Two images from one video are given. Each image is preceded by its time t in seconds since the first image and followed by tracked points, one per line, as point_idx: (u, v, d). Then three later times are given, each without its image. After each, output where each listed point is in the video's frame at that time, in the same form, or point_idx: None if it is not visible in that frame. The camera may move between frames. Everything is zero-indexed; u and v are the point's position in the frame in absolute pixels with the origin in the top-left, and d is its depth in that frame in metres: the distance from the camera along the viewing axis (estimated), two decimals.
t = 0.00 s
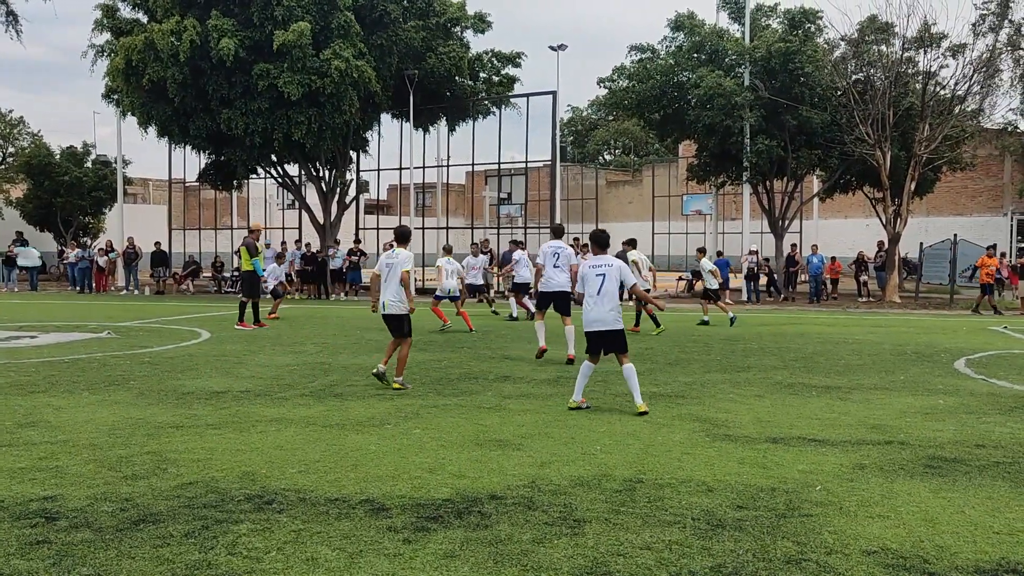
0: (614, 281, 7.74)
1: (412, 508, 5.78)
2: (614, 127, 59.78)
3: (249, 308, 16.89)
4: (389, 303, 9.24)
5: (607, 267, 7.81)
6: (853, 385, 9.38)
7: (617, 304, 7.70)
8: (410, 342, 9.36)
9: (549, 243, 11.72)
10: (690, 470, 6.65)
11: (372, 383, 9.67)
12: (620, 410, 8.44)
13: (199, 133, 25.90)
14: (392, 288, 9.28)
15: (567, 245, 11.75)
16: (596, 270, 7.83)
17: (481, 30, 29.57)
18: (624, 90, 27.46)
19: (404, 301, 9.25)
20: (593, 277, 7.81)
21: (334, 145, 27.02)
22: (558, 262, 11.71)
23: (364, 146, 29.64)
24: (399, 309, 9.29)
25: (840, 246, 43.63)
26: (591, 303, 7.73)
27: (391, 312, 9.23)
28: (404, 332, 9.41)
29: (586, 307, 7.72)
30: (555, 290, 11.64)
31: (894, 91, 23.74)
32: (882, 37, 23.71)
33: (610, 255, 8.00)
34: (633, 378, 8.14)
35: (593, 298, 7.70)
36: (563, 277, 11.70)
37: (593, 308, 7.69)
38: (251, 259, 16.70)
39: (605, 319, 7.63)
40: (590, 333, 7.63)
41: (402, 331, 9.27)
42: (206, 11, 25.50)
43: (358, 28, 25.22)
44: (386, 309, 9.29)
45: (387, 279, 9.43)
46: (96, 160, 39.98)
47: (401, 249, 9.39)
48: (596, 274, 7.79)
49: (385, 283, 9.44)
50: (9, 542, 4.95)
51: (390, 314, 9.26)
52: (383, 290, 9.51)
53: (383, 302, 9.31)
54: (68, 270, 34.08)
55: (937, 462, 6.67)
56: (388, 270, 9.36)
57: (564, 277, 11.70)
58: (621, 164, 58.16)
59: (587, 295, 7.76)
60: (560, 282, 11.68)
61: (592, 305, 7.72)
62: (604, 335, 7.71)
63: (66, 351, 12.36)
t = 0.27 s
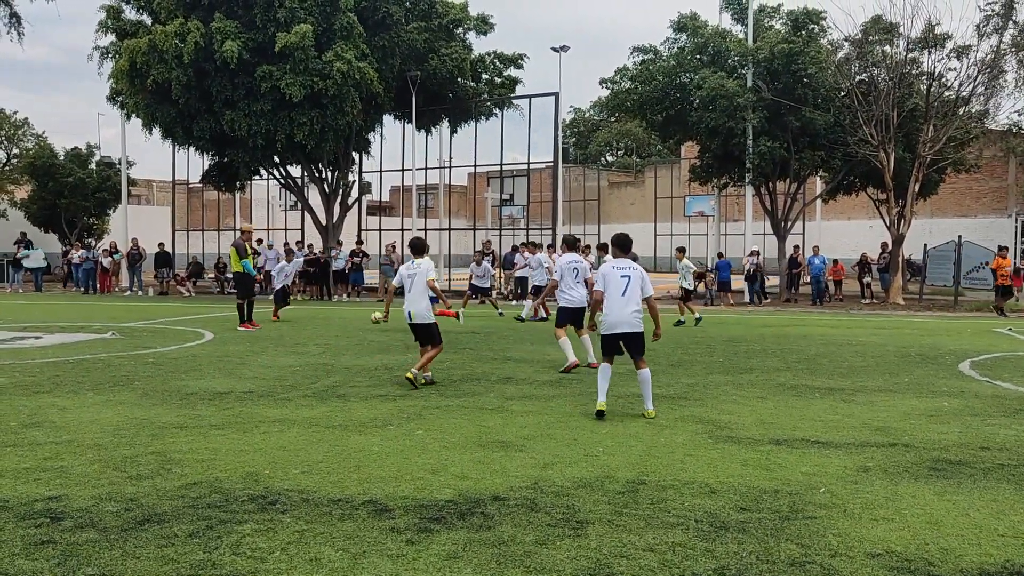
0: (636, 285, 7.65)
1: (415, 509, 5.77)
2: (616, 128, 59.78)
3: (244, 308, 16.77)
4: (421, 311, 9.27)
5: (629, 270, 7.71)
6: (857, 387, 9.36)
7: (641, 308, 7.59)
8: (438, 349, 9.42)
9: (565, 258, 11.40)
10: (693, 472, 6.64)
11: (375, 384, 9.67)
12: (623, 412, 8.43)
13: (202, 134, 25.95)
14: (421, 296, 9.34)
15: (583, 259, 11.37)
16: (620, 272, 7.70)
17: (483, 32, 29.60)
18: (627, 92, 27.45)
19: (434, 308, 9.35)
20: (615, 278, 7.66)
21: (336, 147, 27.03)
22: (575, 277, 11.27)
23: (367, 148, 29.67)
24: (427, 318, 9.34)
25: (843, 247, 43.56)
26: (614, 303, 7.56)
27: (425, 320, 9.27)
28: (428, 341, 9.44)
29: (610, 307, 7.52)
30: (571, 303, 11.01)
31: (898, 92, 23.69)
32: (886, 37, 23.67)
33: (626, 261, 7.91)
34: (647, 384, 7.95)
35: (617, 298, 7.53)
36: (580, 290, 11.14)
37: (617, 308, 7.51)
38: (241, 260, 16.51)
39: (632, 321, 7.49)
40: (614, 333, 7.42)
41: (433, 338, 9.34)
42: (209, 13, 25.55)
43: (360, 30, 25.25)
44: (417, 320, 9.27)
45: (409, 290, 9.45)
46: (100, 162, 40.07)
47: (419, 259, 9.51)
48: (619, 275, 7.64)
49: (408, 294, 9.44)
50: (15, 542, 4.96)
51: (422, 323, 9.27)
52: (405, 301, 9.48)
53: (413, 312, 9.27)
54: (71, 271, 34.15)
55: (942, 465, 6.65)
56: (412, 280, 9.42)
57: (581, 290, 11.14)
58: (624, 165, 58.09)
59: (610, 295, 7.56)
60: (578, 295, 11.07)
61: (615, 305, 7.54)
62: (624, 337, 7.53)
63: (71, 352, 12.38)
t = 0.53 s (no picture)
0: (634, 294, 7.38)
1: (413, 510, 5.76)
2: (612, 130, 59.86)
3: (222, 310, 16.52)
4: (429, 309, 9.31)
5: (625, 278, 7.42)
6: (853, 389, 9.36)
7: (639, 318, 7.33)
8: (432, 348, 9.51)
9: (565, 250, 11.27)
10: (690, 474, 6.62)
11: (372, 385, 9.65)
12: (620, 413, 8.42)
13: (199, 135, 25.96)
14: (427, 294, 9.36)
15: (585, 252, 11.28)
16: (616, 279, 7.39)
17: (480, 33, 29.62)
18: (624, 94, 27.46)
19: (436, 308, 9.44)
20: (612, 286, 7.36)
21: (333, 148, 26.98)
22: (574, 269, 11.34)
23: (364, 149, 29.67)
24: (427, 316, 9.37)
25: (840, 250, 43.63)
26: (614, 313, 7.26)
27: (430, 317, 9.32)
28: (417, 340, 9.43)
29: (610, 317, 7.22)
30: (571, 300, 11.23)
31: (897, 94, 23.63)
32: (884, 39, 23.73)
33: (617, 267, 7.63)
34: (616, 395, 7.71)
35: (619, 309, 7.24)
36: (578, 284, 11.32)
37: (617, 319, 7.21)
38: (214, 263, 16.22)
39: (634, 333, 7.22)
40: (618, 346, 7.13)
41: (432, 337, 9.42)
42: (207, 15, 25.54)
43: (357, 31, 25.25)
44: (423, 315, 9.26)
45: (412, 285, 9.33)
46: (98, 163, 40.04)
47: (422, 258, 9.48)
48: (616, 284, 7.35)
49: (411, 289, 9.31)
50: (12, 543, 4.94)
51: (427, 320, 9.31)
52: (405, 296, 9.31)
53: (421, 308, 9.25)
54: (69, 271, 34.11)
55: (939, 467, 6.65)
56: (419, 275, 9.33)
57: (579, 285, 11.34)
58: (620, 167, 58.13)
59: (609, 306, 7.26)
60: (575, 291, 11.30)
61: (615, 316, 7.24)
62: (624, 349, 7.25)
63: (68, 353, 12.35)
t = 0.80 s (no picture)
0: (613, 287, 7.22)
1: (396, 512, 5.73)
2: (596, 132, 60.02)
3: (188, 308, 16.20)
4: (409, 307, 9.38)
5: (603, 271, 7.25)
6: (835, 390, 9.41)
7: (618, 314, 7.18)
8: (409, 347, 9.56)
9: (555, 252, 11.43)
10: (673, 474, 6.64)
11: (355, 386, 9.60)
12: (603, 414, 8.43)
13: (181, 135, 25.78)
14: (404, 293, 9.41)
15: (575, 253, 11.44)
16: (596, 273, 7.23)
17: (464, 35, 29.59)
18: (608, 95, 27.48)
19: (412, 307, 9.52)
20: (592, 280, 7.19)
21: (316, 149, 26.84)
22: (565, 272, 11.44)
23: (348, 150, 29.56)
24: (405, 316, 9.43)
25: (822, 252, 43.91)
26: (593, 307, 7.08)
27: (410, 316, 9.38)
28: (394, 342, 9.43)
29: (590, 312, 7.05)
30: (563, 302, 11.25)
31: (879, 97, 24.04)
32: (867, 42, 24.05)
33: (595, 260, 7.45)
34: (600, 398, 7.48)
35: (598, 304, 7.07)
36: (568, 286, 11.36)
37: (597, 314, 7.05)
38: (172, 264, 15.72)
39: (614, 329, 7.07)
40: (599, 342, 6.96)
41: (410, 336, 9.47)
42: (189, 14, 25.34)
43: (340, 32, 25.14)
44: (404, 314, 9.30)
45: (387, 286, 9.33)
46: (79, 163, 39.69)
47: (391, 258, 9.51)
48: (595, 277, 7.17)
49: (387, 290, 9.31)
50: None
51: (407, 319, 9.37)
52: (381, 296, 9.30)
53: (401, 308, 9.31)
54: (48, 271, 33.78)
55: (919, 467, 6.70)
56: (394, 275, 9.35)
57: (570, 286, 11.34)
58: (603, 169, 58.24)
59: (588, 300, 7.09)
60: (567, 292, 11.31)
61: (595, 311, 7.08)
62: (604, 345, 7.09)
63: (47, 353, 12.22)
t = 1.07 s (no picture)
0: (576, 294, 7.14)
1: (365, 513, 5.71)
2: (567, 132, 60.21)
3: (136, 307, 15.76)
4: (363, 305, 9.31)
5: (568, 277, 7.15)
6: (802, 388, 9.54)
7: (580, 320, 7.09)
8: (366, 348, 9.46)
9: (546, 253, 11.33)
10: (642, 473, 6.69)
11: (324, 387, 9.55)
12: (574, 413, 8.47)
13: (146, 133, 25.44)
14: (356, 293, 9.35)
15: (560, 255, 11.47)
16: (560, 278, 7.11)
17: (435, 33, 29.50)
18: (578, 95, 27.55)
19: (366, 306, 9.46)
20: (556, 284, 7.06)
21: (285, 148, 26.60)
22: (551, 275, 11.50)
23: (317, 149, 29.36)
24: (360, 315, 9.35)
25: (788, 252, 44.47)
26: (555, 312, 6.98)
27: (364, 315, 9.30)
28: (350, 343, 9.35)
29: (552, 315, 6.93)
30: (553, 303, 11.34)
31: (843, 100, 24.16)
32: (831, 45, 24.24)
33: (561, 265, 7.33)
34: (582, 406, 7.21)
35: (562, 308, 6.95)
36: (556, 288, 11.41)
37: (560, 318, 6.93)
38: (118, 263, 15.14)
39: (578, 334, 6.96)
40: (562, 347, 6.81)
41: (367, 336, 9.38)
42: (155, 10, 25.00)
43: (309, 29, 24.93)
44: (359, 313, 9.22)
45: (339, 286, 9.30)
46: (42, 160, 38.99)
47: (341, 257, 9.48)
48: (559, 282, 7.06)
49: (339, 290, 9.26)
50: None
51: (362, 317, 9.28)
52: (335, 297, 9.25)
53: (355, 307, 9.21)
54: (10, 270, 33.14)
55: (883, 464, 6.81)
56: (344, 275, 9.33)
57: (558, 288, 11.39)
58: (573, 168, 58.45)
59: (552, 304, 6.97)
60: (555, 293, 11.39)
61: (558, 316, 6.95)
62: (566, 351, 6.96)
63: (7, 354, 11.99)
